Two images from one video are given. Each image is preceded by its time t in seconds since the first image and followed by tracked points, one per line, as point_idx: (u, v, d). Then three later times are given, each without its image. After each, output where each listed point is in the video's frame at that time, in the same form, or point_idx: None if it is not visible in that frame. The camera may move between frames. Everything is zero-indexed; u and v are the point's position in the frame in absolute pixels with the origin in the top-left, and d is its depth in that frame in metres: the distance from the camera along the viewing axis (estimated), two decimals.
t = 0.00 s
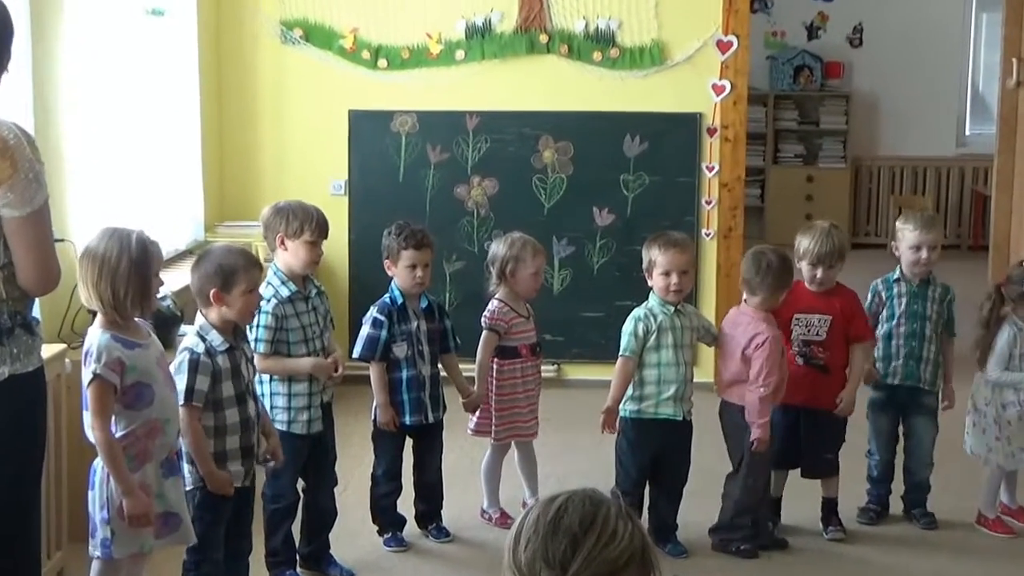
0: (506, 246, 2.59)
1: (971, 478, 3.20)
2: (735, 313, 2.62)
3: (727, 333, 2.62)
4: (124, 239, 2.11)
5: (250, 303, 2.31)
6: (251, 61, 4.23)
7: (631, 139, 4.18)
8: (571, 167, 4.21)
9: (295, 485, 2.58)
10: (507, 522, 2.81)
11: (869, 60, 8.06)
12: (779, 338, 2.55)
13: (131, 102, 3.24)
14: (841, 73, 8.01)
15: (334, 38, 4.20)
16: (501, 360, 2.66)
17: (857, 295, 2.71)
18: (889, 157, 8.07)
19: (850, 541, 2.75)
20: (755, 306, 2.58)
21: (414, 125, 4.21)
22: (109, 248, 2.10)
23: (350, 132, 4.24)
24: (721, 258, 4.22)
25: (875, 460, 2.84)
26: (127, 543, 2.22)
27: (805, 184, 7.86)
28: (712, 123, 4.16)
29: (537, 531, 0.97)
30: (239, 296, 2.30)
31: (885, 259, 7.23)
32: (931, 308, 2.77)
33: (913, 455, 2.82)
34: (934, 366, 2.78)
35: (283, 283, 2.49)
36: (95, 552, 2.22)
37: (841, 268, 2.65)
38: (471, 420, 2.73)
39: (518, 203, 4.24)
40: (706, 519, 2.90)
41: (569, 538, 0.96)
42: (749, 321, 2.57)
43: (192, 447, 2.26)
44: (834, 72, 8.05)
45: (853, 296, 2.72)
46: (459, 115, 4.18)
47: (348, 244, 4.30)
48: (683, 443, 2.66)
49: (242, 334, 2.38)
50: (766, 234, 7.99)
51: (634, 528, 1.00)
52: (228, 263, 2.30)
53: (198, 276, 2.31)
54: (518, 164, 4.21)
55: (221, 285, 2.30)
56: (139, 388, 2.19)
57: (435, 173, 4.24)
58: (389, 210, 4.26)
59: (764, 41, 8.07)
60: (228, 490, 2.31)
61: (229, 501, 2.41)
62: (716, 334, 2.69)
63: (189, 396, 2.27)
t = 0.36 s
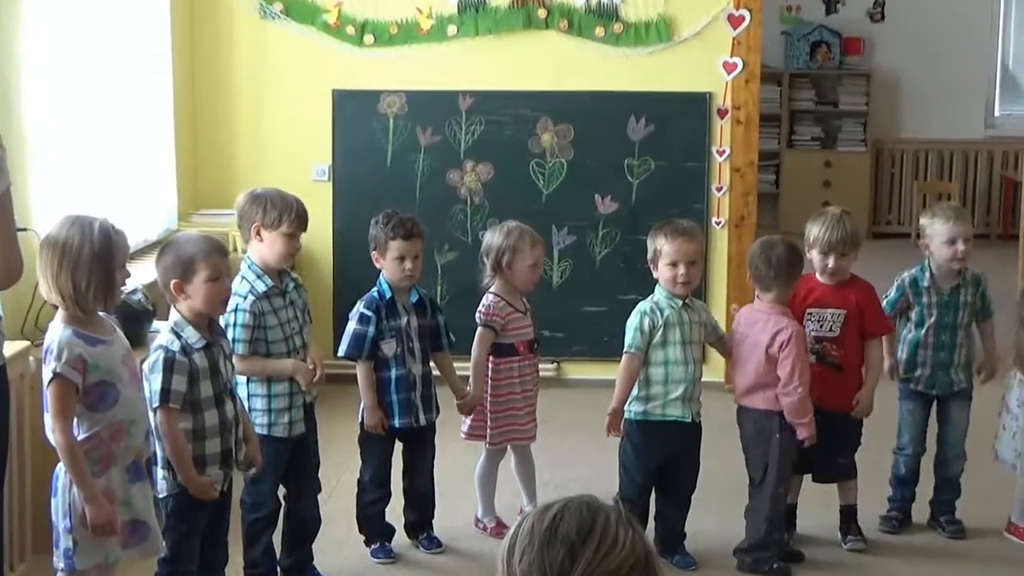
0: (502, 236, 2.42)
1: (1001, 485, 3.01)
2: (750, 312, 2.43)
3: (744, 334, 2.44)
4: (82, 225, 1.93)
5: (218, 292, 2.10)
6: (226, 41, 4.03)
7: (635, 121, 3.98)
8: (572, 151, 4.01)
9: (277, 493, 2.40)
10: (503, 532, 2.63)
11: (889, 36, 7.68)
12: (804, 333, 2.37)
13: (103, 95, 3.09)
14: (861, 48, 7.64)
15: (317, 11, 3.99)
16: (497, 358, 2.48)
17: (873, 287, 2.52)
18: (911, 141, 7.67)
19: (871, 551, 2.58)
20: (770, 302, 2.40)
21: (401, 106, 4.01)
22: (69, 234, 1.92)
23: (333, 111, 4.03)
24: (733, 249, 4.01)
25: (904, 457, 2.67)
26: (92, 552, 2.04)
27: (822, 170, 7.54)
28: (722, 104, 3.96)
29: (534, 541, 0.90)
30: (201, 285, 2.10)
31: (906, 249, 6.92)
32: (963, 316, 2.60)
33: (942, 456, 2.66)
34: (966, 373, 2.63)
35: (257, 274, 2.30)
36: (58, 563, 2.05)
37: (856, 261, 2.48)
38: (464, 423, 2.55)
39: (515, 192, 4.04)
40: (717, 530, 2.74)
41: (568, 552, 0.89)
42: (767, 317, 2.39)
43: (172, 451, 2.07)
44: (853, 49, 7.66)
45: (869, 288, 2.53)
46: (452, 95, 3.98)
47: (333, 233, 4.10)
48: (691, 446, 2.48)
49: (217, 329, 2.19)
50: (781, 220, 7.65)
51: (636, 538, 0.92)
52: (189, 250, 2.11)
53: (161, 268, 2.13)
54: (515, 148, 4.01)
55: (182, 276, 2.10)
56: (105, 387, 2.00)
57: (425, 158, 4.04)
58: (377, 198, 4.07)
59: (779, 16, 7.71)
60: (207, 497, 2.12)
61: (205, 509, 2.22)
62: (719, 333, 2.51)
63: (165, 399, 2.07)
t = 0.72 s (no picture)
0: (491, 219, 2.26)
1: None
2: (756, 301, 2.26)
3: (745, 327, 2.27)
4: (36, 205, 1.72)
5: (193, 280, 1.92)
6: (197, 13, 3.80)
7: (634, 95, 3.77)
8: (567, 128, 3.79)
9: (249, 496, 2.23)
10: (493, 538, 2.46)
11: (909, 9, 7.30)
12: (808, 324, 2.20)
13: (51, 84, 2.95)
14: (878, 18, 7.24)
15: None
16: (487, 351, 2.32)
17: (894, 276, 2.35)
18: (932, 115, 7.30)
19: (888, 558, 2.42)
20: (772, 290, 2.24)
21: (384, 78, 3.78)
22: (20, 213, 1.71)
23: (312, 84, 3.81)
24: (741, 233, 3.82)
25: (924, 463, 2.52)
26: (54, 558, 1.82)
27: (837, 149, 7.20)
28: (732, 77, 3.75)
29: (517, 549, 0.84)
30: (173, 271, 1.92)
31: (923, 234, 6.69)
32: (992, 291, 2.44)
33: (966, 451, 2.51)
34: (998, 357, 2.46)
35: (223, 266, 2.15)
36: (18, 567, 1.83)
37: (873, 248, 2.32)
38: (454, 421, 2.38)
39: (503, 169, 3.83)
40: (724, 537, 2.57)
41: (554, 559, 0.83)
42: (770, 307, 2.23)
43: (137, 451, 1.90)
44: (871, 19, 7.26)
45: (890, 277, 2.36)
46: (438, 67, 3.76)
47: (311, 219, 3.88)
48: (694, 446, 2.31)
49: (191, 319, 2.01)
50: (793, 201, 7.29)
51: (631, 542, 0.85)
52: (160, 234, 1.93)
53: (132, 254, 1.96)
54: (507, 126, 3.80)
55: (153, 261, 1.93)
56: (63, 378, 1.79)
57: (411, 135, 3.81)
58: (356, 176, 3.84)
59: None
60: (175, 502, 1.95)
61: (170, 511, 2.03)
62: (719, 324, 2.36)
63: (132, 393, 1.89)
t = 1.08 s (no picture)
0: (479, 207, 2.13)
1: None
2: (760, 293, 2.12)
3: (745, 316, 2.12)
4: None
5: (165, 272, 1.77)
6: None
7: (633, 72, 3.62)
8: (562, 109, 3.65)
9: (221, 502, 2.08)
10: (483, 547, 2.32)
11: None
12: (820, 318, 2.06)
13: None
14: None
15: None
16: (477, 347, 2.18)
17: (910, 264, 2.22)
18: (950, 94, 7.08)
19: (905, 565, 2.28)
20: (778, 281, 2.10)
21: (365, 56, 3.63)
22: None
23: (286, 62, 3.65)
24: (746, 220, 3.69)
25: (941, 448, 2.39)
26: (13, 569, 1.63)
27: (850, 130, 6.94)
28: (736, 53, 3.61)
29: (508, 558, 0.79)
30: (146, 262, 1.76)
31: (936, 221, 6.50)
32: (1014, 307, 2.32)
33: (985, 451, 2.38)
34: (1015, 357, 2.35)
35: (191, 259, 2.00)
36: None
37: (891, 236, 2.19)
38: (440, 422, 2.22)
39: (495, 154, 3.68)
40: (728, 545, 2.43)
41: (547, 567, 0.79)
42: (776, 300, 2.08)
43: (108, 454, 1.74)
44: None
45: (906, 265, 2.22)
46: (422, 44, 3.62)
47: (289, 205, 3.72)
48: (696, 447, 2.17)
49: (163, 315, 1.86)
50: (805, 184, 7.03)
51: (630, 548, 0.81)
52: (135, 221, 1.78)
53: (105, 240, 1.80)
54: (495, 106, 3.65)
55: (125, 249, 1.78)
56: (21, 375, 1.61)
57: (394, 116, 3.66)
58: (337, 159, 3.69)
59: None
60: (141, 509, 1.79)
61: (139, 517, 1.86)
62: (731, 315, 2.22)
63: (100, 389, 1.73)
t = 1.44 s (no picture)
0: (461, 197, 2.01)
1: None
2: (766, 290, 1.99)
3: (755, 317, 2.00)
4: None
5: (112, 262, 1.64)
6: None
7: (627, 54, 3.49)
8: (549, 94, 3.52)
9: (188, 513, 1.95)
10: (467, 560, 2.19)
11: None
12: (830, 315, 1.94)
13: None
14: None
15: None
16: (459, 347, 2.06)
17: (922, 258, 2.09)
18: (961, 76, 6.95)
19: None
20: (785, 277, 1.97)
21: (340, 39, 3.50)
22: None
23: (258, 44, 3.52)
24: (746, 212, 3.56)
25: (956, 453, 2.27)
26: None
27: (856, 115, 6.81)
28: (734, 35, 3.49)
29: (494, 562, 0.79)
30: (93, 253, 1.63)
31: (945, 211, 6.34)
32: None
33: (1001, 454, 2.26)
34: None
35: (156, 254, 1.87)
36: None
37: (904, 228, 2.07)
38: (419, 427, 2.10)
39: (477, 142, 3.55)
40: (727, 556, 2.30)
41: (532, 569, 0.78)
42: (783, 297, 1.96)
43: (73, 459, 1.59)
44: None
45: (918, 259, 2.09)
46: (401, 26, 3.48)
47: (259, 198, 3.58)
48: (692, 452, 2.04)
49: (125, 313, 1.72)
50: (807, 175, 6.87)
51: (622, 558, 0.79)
52: (76, 212, 1.65)
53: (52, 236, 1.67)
54: (479, 91, 3.52)
55: (71, 242, 1.65)
56: None
57: (371, 102, 3.53)
58: (313, 150, 3.56)
59: None
60: (102, 519, 1.64)
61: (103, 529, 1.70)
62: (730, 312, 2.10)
63: (58, 391, 1.59)
